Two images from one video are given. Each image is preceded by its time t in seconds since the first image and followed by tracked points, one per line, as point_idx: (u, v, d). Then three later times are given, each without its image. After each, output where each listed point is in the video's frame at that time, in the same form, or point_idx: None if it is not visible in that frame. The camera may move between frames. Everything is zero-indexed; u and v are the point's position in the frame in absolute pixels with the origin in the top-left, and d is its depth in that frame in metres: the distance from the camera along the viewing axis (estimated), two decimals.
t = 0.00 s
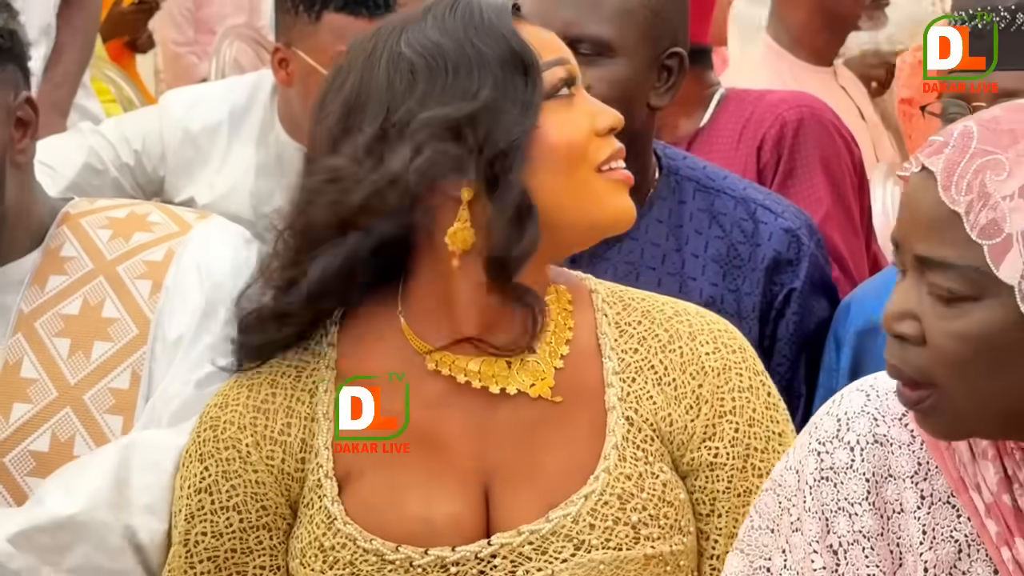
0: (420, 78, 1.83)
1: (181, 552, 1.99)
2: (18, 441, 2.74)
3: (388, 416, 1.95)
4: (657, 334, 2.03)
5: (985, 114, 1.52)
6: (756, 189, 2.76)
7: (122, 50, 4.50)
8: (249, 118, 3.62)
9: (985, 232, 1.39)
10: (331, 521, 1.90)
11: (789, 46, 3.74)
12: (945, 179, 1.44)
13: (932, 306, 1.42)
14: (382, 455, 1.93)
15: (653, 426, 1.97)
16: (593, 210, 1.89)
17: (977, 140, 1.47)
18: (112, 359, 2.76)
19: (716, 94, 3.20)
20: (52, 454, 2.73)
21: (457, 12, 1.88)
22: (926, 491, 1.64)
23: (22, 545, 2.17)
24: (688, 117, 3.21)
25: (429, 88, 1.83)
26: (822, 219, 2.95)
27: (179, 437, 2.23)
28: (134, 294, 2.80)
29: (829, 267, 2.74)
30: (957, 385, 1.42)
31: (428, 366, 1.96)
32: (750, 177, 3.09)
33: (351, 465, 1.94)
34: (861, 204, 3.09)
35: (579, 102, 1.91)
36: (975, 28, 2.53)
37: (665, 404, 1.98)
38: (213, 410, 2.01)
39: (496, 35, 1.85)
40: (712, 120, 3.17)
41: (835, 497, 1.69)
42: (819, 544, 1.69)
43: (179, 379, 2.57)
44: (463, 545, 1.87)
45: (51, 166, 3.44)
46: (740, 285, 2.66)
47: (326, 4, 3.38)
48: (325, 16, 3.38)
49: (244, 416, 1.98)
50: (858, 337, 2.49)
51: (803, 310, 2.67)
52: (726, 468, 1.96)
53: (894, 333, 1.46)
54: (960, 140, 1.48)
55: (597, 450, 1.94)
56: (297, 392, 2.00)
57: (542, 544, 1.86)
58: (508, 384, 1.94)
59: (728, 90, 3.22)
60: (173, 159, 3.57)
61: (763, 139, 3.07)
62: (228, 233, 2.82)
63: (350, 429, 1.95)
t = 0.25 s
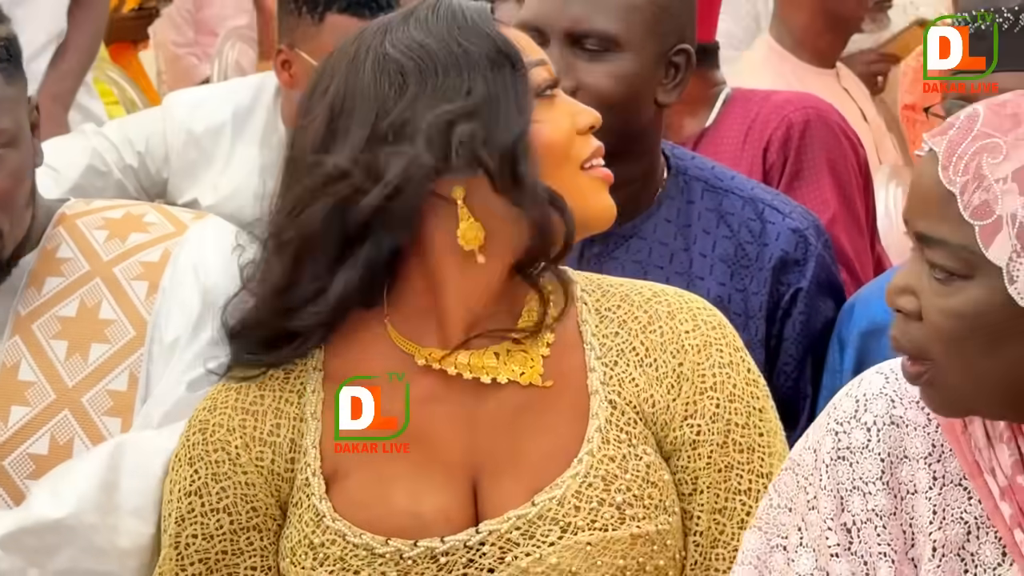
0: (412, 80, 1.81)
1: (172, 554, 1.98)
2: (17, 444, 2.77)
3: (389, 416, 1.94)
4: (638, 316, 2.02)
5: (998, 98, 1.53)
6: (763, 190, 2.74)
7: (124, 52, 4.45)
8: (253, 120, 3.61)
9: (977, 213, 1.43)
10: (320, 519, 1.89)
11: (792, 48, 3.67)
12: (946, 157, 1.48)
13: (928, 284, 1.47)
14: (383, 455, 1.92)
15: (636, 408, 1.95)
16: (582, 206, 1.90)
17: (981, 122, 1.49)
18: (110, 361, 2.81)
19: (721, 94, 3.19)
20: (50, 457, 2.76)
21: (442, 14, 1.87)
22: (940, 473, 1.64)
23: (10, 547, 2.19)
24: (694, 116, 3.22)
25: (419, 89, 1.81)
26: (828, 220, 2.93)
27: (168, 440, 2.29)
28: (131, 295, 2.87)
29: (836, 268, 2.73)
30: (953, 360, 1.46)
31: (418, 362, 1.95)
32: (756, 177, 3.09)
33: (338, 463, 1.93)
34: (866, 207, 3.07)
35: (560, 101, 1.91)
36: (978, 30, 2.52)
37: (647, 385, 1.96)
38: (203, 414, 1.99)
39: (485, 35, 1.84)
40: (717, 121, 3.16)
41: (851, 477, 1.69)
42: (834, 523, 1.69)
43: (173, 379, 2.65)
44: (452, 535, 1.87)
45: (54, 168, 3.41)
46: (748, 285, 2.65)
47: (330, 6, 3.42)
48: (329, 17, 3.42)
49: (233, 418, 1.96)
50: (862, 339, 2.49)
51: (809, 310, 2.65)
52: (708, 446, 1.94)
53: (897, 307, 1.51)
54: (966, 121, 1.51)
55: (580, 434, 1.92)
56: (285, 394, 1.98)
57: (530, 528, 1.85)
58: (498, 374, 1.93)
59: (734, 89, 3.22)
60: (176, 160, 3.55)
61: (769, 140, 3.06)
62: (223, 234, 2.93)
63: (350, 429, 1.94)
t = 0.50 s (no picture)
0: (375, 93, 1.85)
1: (171, 551, 2.00)
2: (26, 445, 2.79)
3: (389, 417, 1.94)
4: (637, 315, 1.99)
5: None
6: (770, 188, 2.75)
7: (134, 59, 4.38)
8: (257, 121, 3.60)
9: (1017, 201, 1.61)
10: (317, 513, 1.91)
11: (798, 47, 3.57)
12: (986, 147, 1.65)
13: (967, 272, 1.64)
14: (383, 456, 1.92)
15: (633, 408, 1.93)
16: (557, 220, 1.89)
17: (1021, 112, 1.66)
18: (117, 363, 2.84)
19: (732, 93, 3.15)
20: (57, 458, 2.79)
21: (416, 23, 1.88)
22: (970, 457, 1.76)
23: (11, 549, 2.21)
24: (702, 116, 3.16)
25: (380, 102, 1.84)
26: (846, 223, 2.93)
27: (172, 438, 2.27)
28: (137, 296, 2.89)
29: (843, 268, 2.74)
30: (989, 347, 1.63)
31: (407, 366, 1.96)
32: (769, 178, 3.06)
33: (334, 461, 1.94)
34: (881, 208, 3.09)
35: (544, 108, 1.89)
36: (976, 29, 2.53)
37: (644, 385, 1.94)
38: (200, 412, 2.01)
39: (450, 44, 1.84)
40: (728, 120, 3.14)
41: (883, 460, 1.79)
42: (865, 505, 1.79)
43: (178, 381, 2.68)
44: (447, 530, 1.87)
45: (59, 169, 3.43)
46: (755, 283, 2.65)
47: (332, 7, 3.44)
48: (331, 18, 3.44)
49: (229, 416, 1.98)
50: (869, 338, 2.49)
51: (815, 308, 2.65)
52: (705, 446, 1.91)
53: (935, 296, 1.68)
54: (1005, 111, 1.68)
55: (577, 432, 1.90)
56: (279, 393, 1.99)
57: (525, 527, 1.85)
58: (487, 377, 1.93)
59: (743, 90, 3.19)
60: (181, 162, 3.55)
61: (782, 143, 3.05)
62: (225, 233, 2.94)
63: (351, 430, 1.94)
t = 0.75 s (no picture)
0: (375, 102, 1.86)
1: (181, 555, 2.00)
2: (33, 446, 2.79)
3: (388, 416, 1.95)
4: (655, 327, 2.00)
5: None
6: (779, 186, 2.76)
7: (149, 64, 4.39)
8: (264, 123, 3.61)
9: None
10: (331, 522, 1.90)
11: (803, 48, 3.59)
12: (995, 175, 1.52)
13: (979, 300, 1.51)
14: (382, 455, 1.93)
15: (651, 421, 1.94)
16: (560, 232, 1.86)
17: None
18: (125, 362, 2.84)
19: (734, 94, 3.15)
20: (64, 459, 2.79)
21: (420, 29, 1.88)
22: (987, 473, 1.66)
23: (20, 550, 2.22)
24: (707, 118, 3.15)
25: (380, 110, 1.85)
26: (851, 227, 2.93)
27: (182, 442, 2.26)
28: (143, 296, 2.90)
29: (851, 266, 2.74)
30: (1003, 375, 1.51)
31: (420, 377, 1.96)
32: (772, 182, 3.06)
33: (348, 466, 1.94)
34: (884, 210, 3.09)
35: (551, 117, 1.87)
36: (975, 30, 2.52)
37: (662, 398, 1.94)
38: (213, 417, 2.02)
39: (449, 53, 1.84)
40: (731, 123, 3.14)
41: (895, 478, 1.70)
42: (879, 524, 1.70)
43: (188, 379, 2.66)
44: (462, 539, 1.87)
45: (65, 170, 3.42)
46: (764, 279, 2.65)
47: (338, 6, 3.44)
48: (337, 18, 3.44)
49: (241, 421, 1.99)
50: (876, 339, 2.50)
51: (824, 305, 2.65)
52: (724, 462, 1.92)
53: (947, 324, 1.54)
54: (1013, 137, 1.55)
55: (596, 444, 1.91)
56: (291, 399, 2.00)
57: (540, 539, 1.85)
58: (499, 392, 1.93)
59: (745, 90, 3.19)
60: (188, 163, 3.57)
61: (784, 146, 3.05)
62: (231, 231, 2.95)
63: (350, 429, 1.96)
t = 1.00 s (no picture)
0: (384, 114, 1.85)
1: (198, 550, 2.01)
2: (41, 445, 2.79)
3: (388, 416, 1.96)
4: (683, 342, 1.98)
5: None
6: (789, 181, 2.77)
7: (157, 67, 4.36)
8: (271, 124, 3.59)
9: None
10: (349, 524, 1.90)
11: (809, 48, 3.51)
12: (1008, 193, 1.49)
13: (997, 320, 1.49)
14: (382, 455, 1.93)
15: (677, 436, 1.92)
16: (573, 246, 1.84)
17: None
18: (133, 361, 2.84)
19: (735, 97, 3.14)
20: (73, 458, 2.79)
21: (430, 40, 1.86)
22: (993, 485, 1.64)
23: (33, 551, 2.33)
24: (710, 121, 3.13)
25: (389, 123, 1.84)
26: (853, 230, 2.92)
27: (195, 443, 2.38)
28: (151, 295, 2.90)
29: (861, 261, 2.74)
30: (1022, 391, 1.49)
31: (440, 382, 1.95)
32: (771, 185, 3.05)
33: (366, 468, 1.94)
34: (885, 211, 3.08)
35: (564, 129, 1.85)
36: (978, 31, 2.50)
37: (690, 414, 1.92)
38: (234, 411, 2.02)
39: (457, 66, 1.82)
40: (731, 126, 3.12)
41: (900, 487, 1.68)
42: (883, 534, 1.68)
43: (200, 376, 2.66)
44: (481, 548, 1.86)
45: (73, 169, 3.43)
46: (774, 275, 2.65)
47: (347, 6, 3.45)
48: (347, 18, 3.45)
49: (261, 418, 1.99)
50: (884, 338, 2.49)
51: (834, 299, 2.66)
52: (751, 483, 1.90)
53: (962, 345, 1.52)
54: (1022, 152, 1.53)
55: (624, 457, 1.90)
56: (313, 396, 1.99)
57: (561, 553, 1.84)
58: (518, 401, 1.92)
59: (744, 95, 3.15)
60: (195, 162, 3.57)
61: (782, 150, 3.04)
62: (237, 228, 2.94)
63: (350, 429, 1.96)
